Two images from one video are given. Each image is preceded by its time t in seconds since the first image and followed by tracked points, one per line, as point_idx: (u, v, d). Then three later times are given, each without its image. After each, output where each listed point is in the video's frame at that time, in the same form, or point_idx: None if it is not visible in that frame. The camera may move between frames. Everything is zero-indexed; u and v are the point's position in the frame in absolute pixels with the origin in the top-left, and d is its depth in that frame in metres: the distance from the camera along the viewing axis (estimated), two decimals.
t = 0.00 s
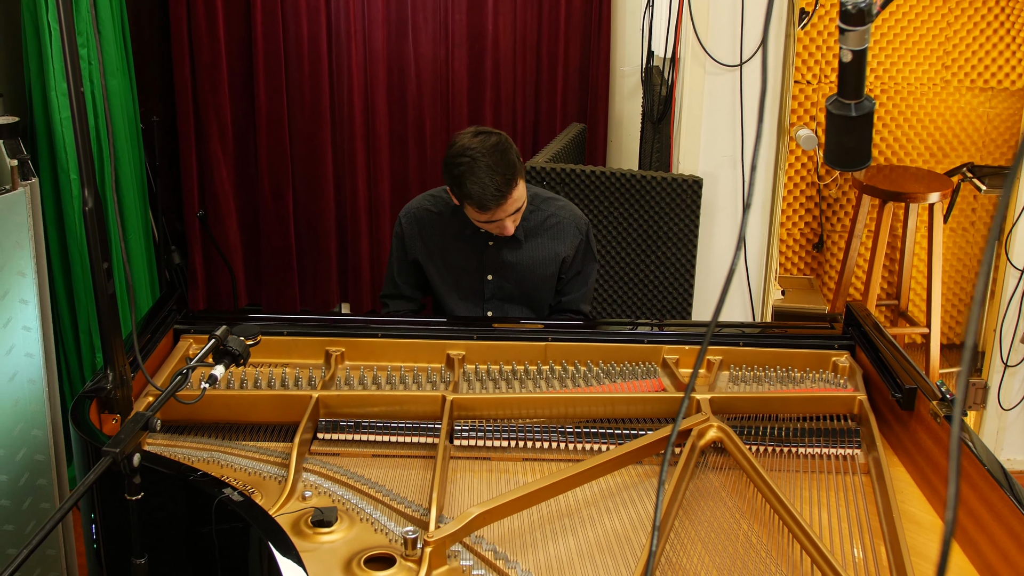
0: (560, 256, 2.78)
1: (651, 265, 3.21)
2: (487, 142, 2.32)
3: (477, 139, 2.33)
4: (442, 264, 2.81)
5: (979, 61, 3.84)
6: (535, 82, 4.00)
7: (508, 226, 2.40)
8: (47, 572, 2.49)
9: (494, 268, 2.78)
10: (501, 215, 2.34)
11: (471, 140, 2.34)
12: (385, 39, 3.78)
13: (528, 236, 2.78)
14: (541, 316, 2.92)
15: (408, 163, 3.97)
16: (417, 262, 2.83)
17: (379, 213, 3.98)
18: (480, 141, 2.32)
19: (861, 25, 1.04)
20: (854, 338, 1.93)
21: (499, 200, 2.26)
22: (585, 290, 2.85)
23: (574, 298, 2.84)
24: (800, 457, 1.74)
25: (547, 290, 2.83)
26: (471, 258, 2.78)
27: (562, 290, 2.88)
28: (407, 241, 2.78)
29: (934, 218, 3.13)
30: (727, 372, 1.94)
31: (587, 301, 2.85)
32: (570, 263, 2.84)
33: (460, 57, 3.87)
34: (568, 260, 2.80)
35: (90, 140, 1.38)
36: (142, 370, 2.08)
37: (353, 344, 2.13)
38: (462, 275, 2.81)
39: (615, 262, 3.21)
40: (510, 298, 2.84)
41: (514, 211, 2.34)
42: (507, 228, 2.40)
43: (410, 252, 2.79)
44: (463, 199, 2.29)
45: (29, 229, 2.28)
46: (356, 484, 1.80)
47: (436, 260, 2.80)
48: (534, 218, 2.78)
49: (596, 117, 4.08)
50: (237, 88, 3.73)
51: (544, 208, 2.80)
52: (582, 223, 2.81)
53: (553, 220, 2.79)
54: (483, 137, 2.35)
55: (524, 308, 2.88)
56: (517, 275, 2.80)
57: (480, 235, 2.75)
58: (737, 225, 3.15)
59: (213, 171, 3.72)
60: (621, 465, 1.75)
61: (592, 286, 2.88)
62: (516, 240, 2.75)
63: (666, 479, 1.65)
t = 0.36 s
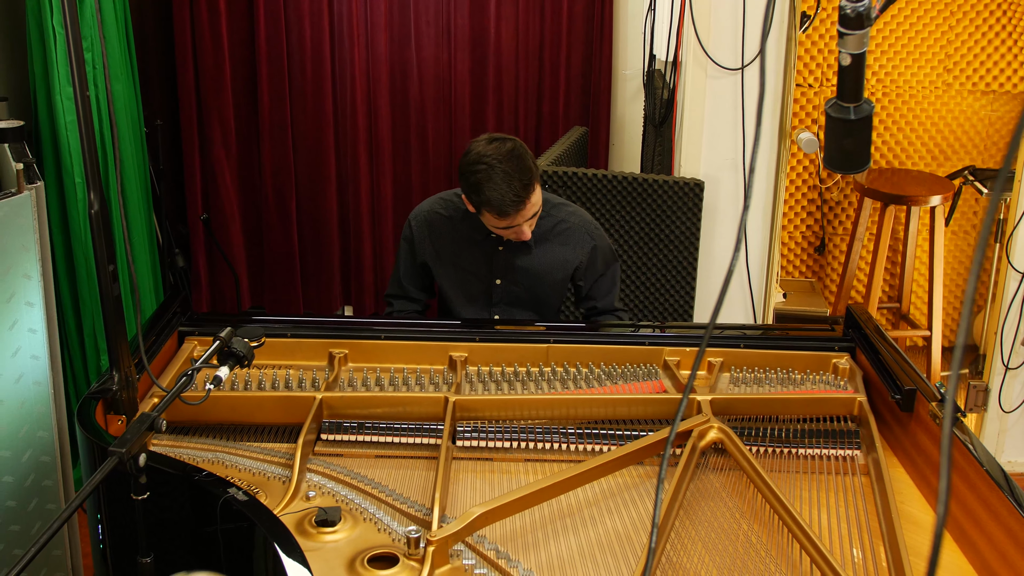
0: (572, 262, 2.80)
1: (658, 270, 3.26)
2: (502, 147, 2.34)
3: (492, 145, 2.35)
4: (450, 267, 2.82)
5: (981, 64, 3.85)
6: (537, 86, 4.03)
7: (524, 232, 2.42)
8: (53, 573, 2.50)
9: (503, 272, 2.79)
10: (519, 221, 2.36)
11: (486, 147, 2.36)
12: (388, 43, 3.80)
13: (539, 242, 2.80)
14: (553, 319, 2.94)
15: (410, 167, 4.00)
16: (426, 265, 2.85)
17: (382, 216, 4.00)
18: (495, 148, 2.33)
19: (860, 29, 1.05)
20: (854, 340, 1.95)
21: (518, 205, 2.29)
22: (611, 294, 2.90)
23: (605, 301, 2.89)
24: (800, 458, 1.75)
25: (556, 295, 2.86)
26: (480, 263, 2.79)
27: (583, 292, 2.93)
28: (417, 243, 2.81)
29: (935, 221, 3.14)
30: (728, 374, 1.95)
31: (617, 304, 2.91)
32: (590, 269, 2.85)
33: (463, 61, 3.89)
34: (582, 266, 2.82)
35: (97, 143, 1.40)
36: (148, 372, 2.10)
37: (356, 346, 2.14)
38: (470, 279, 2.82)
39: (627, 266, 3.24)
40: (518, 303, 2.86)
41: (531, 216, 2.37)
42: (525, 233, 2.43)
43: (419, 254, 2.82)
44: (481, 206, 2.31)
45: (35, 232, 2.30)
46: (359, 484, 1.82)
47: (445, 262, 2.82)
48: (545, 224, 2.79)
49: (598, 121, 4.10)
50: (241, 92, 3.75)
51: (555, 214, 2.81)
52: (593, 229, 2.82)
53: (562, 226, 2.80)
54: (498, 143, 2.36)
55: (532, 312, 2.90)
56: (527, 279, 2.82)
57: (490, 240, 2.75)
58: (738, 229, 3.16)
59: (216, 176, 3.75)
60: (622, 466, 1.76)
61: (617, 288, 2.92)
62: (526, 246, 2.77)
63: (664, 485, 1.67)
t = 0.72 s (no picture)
0: (580, 266, 2.83)
1: (663, 273, 3.27)
2: (519, 147, 2.37)
3: (511, 143, 2.38)
4: (457, 267, 2.84)
5: (983, 67, 3.86)
6: (540, 88, 4.05)
7: (520, 236, 2.43)
8: (59, 572, 2.52)
9: (510, 274, 2.81)
10: (519, 223, 2.37)
11: (506, 143, 2.40)
12: (392, 46, 3.83)
13: (546, 245, 2.82)
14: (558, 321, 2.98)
15: (414, 170, 4.02)
16: (433, 264, 2.86)
17: (385, 218, 4.02)
18: (513, 146, 2.36)
19: (862, 31, 1.04)
20: (855, 341, 1.96)
21: (519, 206, 2.29)
22: (622, 297, 2.92)
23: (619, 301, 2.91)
24: (800, 458, 1.76)
25: (559, 299, 2.87)
26: (487, 263, 2.81)
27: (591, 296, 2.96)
28: (424, 242, 2.82)
29: (937, 224, 3.16)
30: (729, 375, 1.96)
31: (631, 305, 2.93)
32: (599, 274, 2.89)
33: (466, 64, 3.91)
34: (589, 269, 2.85)
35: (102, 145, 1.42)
36: (153, 372, 2.11)
37: (361, 347, 2.16)
38: (477, 280, 2.84)
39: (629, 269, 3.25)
40: (522, 304, 2.88)
41: (530, 221, 2.37)
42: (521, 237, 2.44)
43: (427, 253, 2.83)
44: (484, 198, 2.33)
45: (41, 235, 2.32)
46: (364, 483, 1.84)
47: (453, 262, 2.83)
48: (553, 228, 2.81)
49: (601, 123, 4.12)
50: (245, 95, 3.77)
51: (562, 218, 2.82)
52: (601, 234, 2.84)
53: (570, 230, 2.82)
54: (517, 143, 2.40)
55: (536, 315, 2.92)
56: (533, 282, 2.84)
57: (498, 242, 2.77)
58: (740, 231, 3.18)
59: (220, 179, 3.77)
60: (625, 465, 1.78)
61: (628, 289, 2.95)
62: (534, 248, 2.79)
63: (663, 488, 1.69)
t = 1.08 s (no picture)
0: (573, 256, 2.83)
1: (664, 271, 3.26)
2: (512, 129, 2.42)
3: (504, 126, 2.43)
4: (458, 261, 2.86)
5: (987, 67, 3.86)
6: (544, 88, 4.06)
7: (510, 218, 2.43)
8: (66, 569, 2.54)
9: (509, 265, 2.84)
10: (506, 203, 2.38)
11: (500, 126, 2.44)
12: (396, 46, 3.84)
13: (544, 235, 2.83)
14: (554, 318, 2.96)
15: (418, 169, 4.04)
16: (434, 258, 2.88)
17: (389, 218, 4.04)
18: (507, 128, 2.41)
19: (865, 30, 1.05)
20: (858, 340, 1.97)
21: (507, 184, 2.31)
22: (601, 294, 2.88)
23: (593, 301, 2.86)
24: (802, 455, 1.77)
25: (558, 289, 2.89)
26: (486, 255, 2.84)
27: (576, 293, 2.91)
28: (425, 237, 2.84)
29: (941, 223, 3.16)
30: (732, 373, 1.98)
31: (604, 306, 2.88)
32: (586, 266, 2.87)
33: (470, 64, 3.93)
34: (580, 260, 2.85)
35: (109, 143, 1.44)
36: (160, 370, 2.13)
37: (366, 345, 2.17)
38: (477, 273, 2.86)
39: (625, 262, 3.25)
40: (523, 296, 2.90)
41: (519, 202, 2.39)
42: (510, 220, 2.44)
43: (428, 248, 2.85)
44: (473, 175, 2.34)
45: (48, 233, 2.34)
46: (369, 480, 1.85)
47: (453, 255, 2.85)
48: (549, 219, 2.83)
49: (605, 123, 4.13)
50: (249, 95, 3.79)
51: (559, 209, 2.85)
52: (596, 226, 2.86)
53: (568, 221, 2.83)
54: (510, 125, 2.45)
55: (536, 308, 2.93)
56: (532, 272, 2.86)
57: (497, 232, 2.80)
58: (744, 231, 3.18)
59: (224, 179, 3.78)
60: (628, 462, 1.79)
61: (609, 290, 2.91)
62: (531, 238, 2.81)
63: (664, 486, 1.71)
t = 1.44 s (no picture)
0: (561, 233, 2.85)
1: (661, 256, 3.26)
2: (481, 104, 2.43)
3: (474, 101, 2.44)
4: (450, 250, 2.87)
5: (992, 59, 3.86)
6: (548, 81, 4.07)
7: (489, 192, 2.46)
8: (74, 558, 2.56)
9: (500, 248, 2.85)
10: (481, 176, 2.41)
11: (469, 101, 2.45)
12: (401, 38, 3.85)
13: (530, 215, 2.86)
14: (549, 302, 2.95)
15: (422, 162, 4.05)
16: (427, 248, 2.89)
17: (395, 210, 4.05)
18: (476, 103, 2.43)
19: (867, 23, 1.06)
20: (859, 331, 1.98)
21: (481, 157, 2.35)
22: (593, 273, 2.91)
23: (586, 280, 2.90)
24: (804, 445, 1.79)
25: (552, 270, 2.89)
26: (477, 240, 2.85)
27: (569, 273, 2.92)
28: (416, 228, 2.86)
29: (945, 216, 3.16)
30: (735, 365, 1.99)
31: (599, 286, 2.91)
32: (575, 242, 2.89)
33: (475, 56, 3.93)
34: (569, 236, 2.86)
35: (117, 134, 1.45)
36: (168, 360, 2.15)
37: (371, 336, 2.19)
38: (469, 260, 2.87)
39: (619, 247, 3.25)
40: (516, 280, 2.90)
41: (495, 173, 2.42)
42: (489, 193, 2.46)
43: (420, 238, 2.87)
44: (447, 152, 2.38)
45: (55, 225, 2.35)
46: (375, 468, 1.87)
47: (445, 244, 2.87)
48: (534, 199, 2.86)
49: (609, 116, 4.14)
50: (254, 87, 3.80)
51: (543, 188, 2.88)
52: (582, 202, 2.88)
53: (552, 199, 2.86)
54: (479, 100, 2.46)
55: (532, 292, 2.93)
56: (522, 254, 2.86)
57: (483, 216, 2.83)
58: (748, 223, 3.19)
59: (230, 171, 3.80)
60: (631, 452, 1.81)
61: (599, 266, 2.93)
62: (517, 217, 2.83)
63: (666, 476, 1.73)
